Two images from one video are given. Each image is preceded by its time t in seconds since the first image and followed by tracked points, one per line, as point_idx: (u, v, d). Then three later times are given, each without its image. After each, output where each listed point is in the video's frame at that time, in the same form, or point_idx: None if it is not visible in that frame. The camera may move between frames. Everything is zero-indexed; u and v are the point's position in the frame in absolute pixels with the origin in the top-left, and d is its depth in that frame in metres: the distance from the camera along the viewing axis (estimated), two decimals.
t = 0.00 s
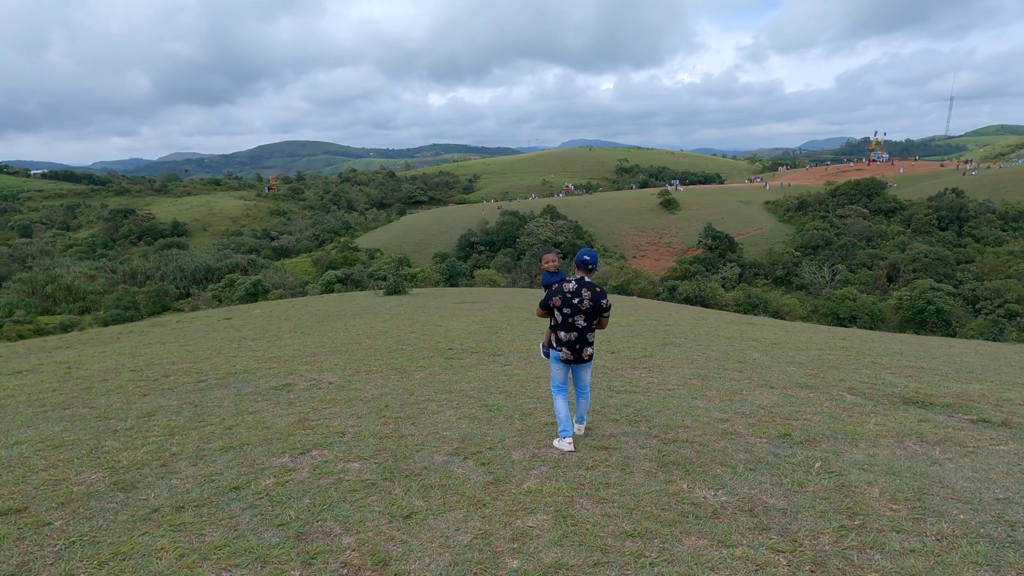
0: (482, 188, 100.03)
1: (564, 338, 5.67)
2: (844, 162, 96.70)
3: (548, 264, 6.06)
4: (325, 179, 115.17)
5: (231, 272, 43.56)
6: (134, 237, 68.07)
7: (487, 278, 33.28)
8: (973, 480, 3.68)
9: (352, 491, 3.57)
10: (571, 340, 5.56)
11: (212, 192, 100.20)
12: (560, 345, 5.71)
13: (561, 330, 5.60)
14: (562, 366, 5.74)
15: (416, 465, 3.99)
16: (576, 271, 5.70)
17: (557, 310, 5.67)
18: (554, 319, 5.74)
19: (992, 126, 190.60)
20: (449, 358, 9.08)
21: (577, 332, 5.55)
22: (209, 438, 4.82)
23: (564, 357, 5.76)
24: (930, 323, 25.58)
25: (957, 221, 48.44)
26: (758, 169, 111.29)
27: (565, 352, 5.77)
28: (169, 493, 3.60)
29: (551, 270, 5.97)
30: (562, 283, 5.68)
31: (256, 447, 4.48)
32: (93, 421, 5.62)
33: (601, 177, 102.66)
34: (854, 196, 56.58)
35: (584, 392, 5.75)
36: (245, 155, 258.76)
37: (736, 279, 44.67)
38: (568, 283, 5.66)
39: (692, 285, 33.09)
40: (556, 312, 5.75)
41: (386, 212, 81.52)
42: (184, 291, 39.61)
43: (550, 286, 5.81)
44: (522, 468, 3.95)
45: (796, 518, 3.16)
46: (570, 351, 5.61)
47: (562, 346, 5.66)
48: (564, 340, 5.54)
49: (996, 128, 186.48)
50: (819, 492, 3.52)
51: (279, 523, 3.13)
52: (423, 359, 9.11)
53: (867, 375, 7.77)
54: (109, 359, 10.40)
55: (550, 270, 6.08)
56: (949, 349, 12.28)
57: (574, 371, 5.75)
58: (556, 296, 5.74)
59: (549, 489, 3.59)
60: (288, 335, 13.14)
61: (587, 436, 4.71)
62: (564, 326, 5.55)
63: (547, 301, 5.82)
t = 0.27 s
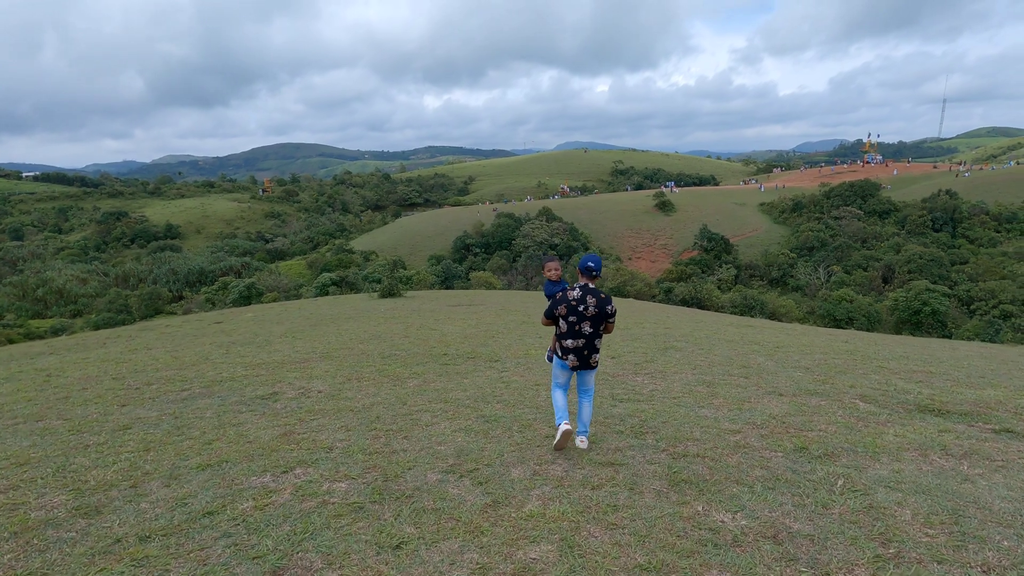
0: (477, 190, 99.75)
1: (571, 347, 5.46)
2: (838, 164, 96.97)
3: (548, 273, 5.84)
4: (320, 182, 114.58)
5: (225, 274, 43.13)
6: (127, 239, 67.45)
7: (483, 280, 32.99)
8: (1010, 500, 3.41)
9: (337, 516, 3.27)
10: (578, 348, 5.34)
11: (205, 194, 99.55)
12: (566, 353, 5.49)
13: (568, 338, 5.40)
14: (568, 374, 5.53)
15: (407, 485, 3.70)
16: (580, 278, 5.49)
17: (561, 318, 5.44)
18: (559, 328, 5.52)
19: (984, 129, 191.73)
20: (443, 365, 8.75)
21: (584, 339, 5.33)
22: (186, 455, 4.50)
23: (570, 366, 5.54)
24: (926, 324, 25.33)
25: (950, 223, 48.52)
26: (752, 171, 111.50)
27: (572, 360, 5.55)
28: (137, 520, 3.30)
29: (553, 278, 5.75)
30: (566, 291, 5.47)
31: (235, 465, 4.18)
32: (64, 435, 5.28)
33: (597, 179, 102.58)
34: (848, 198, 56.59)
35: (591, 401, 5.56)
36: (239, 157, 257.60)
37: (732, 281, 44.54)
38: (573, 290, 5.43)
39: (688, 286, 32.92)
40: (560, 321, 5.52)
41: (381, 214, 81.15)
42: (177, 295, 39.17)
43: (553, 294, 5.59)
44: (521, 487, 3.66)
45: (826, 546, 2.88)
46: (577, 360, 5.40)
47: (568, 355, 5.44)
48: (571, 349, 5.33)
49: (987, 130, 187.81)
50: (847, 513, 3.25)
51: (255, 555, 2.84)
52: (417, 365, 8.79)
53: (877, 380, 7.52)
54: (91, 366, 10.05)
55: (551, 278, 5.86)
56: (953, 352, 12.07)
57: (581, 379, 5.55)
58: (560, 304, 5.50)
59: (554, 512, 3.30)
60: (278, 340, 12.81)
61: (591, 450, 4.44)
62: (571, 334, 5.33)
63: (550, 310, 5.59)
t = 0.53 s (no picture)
0: (476, 193, 99.48)
1: (576, 343, 5.25)
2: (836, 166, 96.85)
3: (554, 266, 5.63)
4: (317, 184, 114.18)
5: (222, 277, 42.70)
6: (123, 242, 66.96)
7: (481, 283, 32.64)
8: None
9: (323, 544, 2.92)
10: (584, 345, 5.13)
11: (203, 196, 99.08)
12: (570, 350, 5.28)
13: (573, 334, 5.19)
14: (573, 372, 5.34)
15: (401, 507, 3.35)
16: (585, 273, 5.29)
17: (566, 315, 5.25)
18: (564, 323, 5.31)
19: (980, 132, 192.42)
20: (443, 370, 8.37)
21: (590, 336, 5.11)
22: (159, 471, 4.13)
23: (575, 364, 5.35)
24: (926, 326, 24.97)
25: (949, 225, 48.34)
26: (750, 173, 111.38)
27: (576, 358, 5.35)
28: (96, 548, 2.94)
29: (561, 273, 5.54)
30: (573, 286, 5.24)
31: (214, 482, 3.82)
32: (32, 448, 4.91)
33: (595, 181, 102.34)
34: (847, 200, 56.40)
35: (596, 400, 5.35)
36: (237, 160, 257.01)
37: (732, 283, 44.24)
38: (580, 284, 5.19)
39: (688, 288, 32.62)
40: (565, 316, 5.31)
41: (379, 216, 80.77)
42: (173, 297, 38.74)
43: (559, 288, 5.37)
44: (527, 510, 3.31)
45: None
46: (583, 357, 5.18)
47: (573, 352, 5.23)
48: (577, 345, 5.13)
49: (983, 134, 188.33)
50: (894, 541, 2.91)
51: None
52: (415, 370, 8.41)
53: (895, 386, 7.18)
54: (76, 371, 9.67)
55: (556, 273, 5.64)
56: (964, 355, 11.74)
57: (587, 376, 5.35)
58: (565, 299, 5.31)
59: (566, 540, 2.95)
60: (272, 344, 12.41)
61: (603, 466, 4.08)
62: (576, 331, 5.13)
63: (555, 304, 5.37)
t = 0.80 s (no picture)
0: (474, 197, 99.19)
1: (575, 359, 4.88)
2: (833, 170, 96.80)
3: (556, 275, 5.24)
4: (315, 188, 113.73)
5: (218, 281, 42.23)
6: (119, 245, 66.43)
7: (480, 286, 32.27)
8: None
9: None
10: (583, 362, 4.76)
11: (200, 200, 98.58)
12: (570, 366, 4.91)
13: (569, 350, 4.84)
14: (573, 389, 4.99)
15: (393, 546, 2.96)
16: (586, 285, 4.89)
17: (565, 330, 4.88)
18: (563, 338, 4.94)
19: (976, 136, 193.09)
20: (441, 379, 7.97)
21: (590, 353, 4.73)
22: (126, 500, 3.72)
23: (575, 380, 4.99)
24: (927, 330, 24.86)
25: (948, 228, 48.16)
26: (748, 177, 111.30)
27: (576, 374, 4.99)
28: None
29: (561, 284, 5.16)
30: (572, 299, 4.87)
31: (184, 514, 3.43)
32: None
33: (593, 185, 102.16)
34: (845, 203, 56.23)
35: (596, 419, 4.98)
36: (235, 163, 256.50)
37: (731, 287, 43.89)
38: (579, 298, 4.81)
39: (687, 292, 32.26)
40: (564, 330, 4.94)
41: (376, 220, 80.38)
42: (169, 302, 38.24)
43: (558, 302, 5.00)
44: (536, 551, 2.92)
45: None
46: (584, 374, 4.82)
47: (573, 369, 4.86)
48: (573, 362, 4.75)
49: (978, 138, 189.04)
50: None
51: None
52: (412, 379, 8.01)
53: (918, 397, 6.80)
54: (56, 381, 9.25)
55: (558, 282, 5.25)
56: (977, 361, 11.40)
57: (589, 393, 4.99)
58: (564, 313, 4.93)
59: None
60: (264, 350, 12.00)
61: (618, 493, 3.69)
62: (575, 347, 4.75)
63: (553, 318, 5.01)
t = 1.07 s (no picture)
0: (471, 199, 98.91)
1: (578, 354, 4.91)
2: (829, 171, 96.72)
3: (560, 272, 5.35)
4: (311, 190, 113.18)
5: (213, 284, 41.82)
6: (114, 248, 65.88)
7: (477, 288, 31.97)
8: None
9: None
10: (586, 356, 4.77)
11: (196, 202, 97.94)
12: (572, 361, 4.93)
13: (574, 344, 4.87)
14: (574, 386, 4.97)
15: None
16: (590, 279, 5.00)
17: (569, 323, 4.92)
18: (566, 333, 4.99)
19: (970, 138, 193.73)
20: (436, 386, 7.65)
21: (593, 347, 4.77)
22: (84, 525, 3.40)
23: (576, 377, 4.98)
24: (924, 331, 24.63)
25: (944, 229, 48.10)
26: (744, 179, 111.21)
27: (578, 371, 4.99)
28: None
29: (564, 280, 5.28)
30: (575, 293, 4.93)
31: (152, 542, 3.11)
32: None
33: (590, 187, 102.01)
34: (842, 205, 56.16)
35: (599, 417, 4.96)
36: (231, 166, 255.48)
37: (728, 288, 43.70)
38: (582, 291, 4.90)
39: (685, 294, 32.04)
40: (566, 325, 4.99)
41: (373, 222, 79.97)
42: (163, 305, 37.78)
43: (562, 296, 5.07)
44: None
45: None
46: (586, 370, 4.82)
47: (575, 364, 4.87)
48: (579, 357, 4.76)
49: (972, 141, 189.47)
50: None
51: None
52: (406, 386, 7.69)
53: (934, 403, 6.52)
54: (37, 388, 8.90)
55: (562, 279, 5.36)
56: (983, 365, 11.13)
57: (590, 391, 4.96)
58: (567, 307, 4.98)
59: None
60: (254, 355, 11.65)
61: (627, 515, 3.39)
62: (578, 340, 4.78)
63: (556, 312, 5.06)
